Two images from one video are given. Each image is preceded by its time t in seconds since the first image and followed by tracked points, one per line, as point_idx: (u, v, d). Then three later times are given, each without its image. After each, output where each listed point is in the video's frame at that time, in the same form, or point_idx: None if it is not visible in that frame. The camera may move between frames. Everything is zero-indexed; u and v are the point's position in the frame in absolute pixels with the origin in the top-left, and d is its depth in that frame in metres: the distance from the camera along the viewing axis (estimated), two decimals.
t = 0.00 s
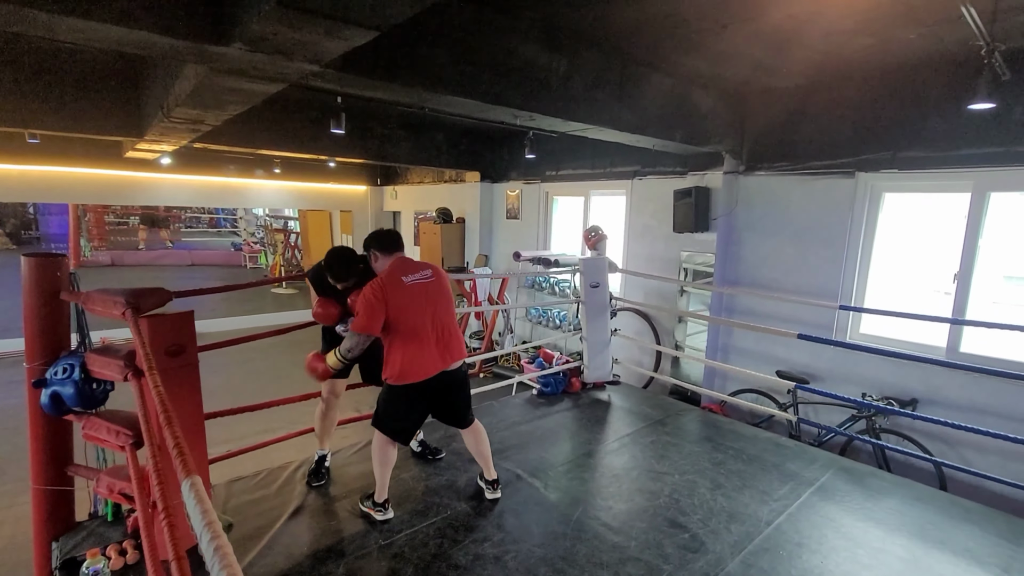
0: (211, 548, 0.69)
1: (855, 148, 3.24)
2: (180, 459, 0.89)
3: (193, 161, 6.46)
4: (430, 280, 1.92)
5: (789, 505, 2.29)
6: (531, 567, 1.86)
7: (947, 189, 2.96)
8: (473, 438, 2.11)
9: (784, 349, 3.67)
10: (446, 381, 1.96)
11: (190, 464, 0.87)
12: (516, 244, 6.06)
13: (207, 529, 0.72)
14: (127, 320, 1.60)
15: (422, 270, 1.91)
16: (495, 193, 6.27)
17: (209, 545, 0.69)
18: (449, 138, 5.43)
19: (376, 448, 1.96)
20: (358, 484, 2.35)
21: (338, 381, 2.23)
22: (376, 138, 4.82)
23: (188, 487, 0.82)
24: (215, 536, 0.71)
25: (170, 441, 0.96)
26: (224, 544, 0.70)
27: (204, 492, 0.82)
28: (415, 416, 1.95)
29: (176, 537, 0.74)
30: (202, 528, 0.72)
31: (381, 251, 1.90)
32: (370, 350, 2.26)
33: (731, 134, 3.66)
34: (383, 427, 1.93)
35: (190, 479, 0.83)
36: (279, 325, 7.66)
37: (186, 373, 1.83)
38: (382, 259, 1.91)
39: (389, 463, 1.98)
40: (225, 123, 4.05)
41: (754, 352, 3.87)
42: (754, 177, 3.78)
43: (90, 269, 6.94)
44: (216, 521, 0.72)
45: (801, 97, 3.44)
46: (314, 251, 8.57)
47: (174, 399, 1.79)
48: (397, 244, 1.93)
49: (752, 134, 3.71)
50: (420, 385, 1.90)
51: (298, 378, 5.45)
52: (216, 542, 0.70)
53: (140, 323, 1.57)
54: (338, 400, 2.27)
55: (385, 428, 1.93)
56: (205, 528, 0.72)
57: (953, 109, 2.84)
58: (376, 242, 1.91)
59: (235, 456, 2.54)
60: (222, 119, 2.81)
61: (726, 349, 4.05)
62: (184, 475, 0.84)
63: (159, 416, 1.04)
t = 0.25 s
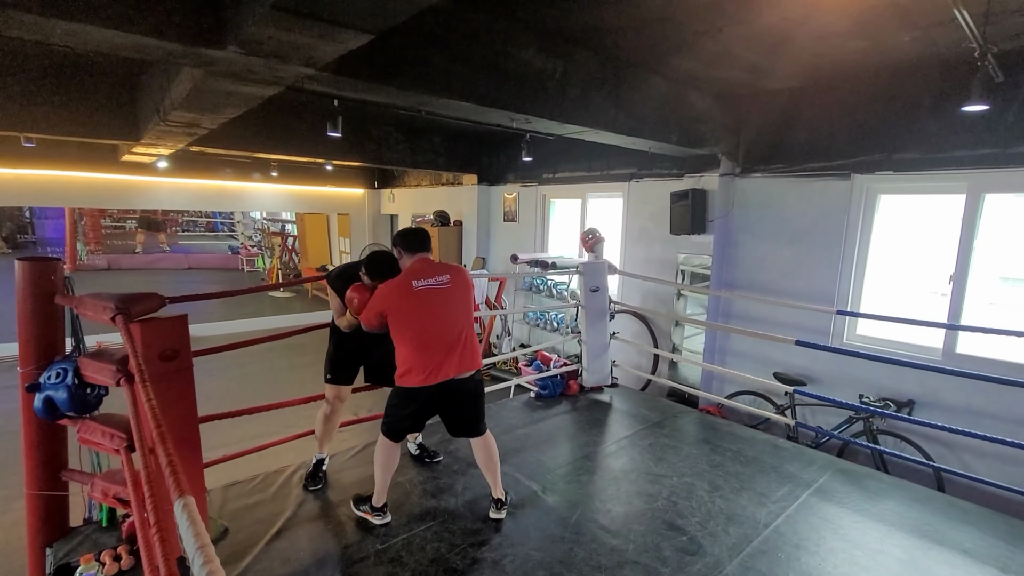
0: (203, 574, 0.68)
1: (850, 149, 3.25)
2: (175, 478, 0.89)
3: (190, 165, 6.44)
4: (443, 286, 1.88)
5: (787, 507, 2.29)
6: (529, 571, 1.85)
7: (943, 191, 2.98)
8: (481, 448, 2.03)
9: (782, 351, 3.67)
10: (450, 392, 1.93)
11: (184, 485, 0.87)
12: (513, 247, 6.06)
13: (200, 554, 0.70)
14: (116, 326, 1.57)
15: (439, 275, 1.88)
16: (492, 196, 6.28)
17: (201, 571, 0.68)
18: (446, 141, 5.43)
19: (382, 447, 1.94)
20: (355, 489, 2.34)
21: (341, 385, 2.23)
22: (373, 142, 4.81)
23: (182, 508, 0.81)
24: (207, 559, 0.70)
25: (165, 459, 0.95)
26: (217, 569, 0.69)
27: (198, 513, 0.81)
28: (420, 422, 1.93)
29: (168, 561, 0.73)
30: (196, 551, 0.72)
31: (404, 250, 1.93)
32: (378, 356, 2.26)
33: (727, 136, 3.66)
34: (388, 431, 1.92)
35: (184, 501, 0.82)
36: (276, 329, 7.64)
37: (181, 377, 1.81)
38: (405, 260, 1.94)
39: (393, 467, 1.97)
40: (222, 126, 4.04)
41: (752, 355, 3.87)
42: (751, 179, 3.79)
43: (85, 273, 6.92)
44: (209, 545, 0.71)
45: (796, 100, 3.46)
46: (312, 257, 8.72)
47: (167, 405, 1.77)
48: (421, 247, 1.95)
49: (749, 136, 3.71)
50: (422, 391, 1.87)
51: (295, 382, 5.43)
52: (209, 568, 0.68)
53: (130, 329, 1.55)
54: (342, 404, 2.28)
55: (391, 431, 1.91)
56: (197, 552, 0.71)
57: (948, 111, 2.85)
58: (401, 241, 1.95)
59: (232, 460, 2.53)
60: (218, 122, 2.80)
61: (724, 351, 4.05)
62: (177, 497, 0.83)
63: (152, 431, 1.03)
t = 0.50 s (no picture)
0: (195, 567, 0.66)
1: (845, 151, 3.26)
2: (166, 476, 0.87)
3: (184, 170, 6.41)
4: (442, 296, 1.81)
5: (785, 509, 2.28)
6: None
7: (937, 192, 2.99)
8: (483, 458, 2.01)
9: (779, 354, 3.68)
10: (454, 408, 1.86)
11: (177, 481, 0.85)
12: (509, 251, 6.05)
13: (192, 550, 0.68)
14: (112, 333, 1.59)
15: (439, 285, 1.82)
16: (488, 200, 6.27)
17: (193, 565, 0.66)
18: (442, 144, 5.43)
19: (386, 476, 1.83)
20: (352, 495, 2.32)
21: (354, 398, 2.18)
22: (369, 146, 4.80)
23: (172, 503, 0.79)
24: (199, 555, 0.68)
25: (157, 457, 0.94)
26: (209, 564, 0.67)
27: (190, 509, 0.79)
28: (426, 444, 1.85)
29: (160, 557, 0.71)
30: (187, 547, 0.70)
31: (421, 256, 1.88)
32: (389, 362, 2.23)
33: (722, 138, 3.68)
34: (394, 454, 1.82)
35: (175, 495, 0.80)
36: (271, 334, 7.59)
37: (173, 384, 1.79)
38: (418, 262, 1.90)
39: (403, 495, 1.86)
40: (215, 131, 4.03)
41: (748, 357, 3.87)
42: (746, 182, 3.80)
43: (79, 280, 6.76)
44: (201, 539, 0.69)
45: (790, 103, 3.48)
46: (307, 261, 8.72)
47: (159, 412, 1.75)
48: (437, 257, 1.89)
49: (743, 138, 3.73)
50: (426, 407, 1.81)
51: (291, 388, 5.39)
52: (201, 562, 0.66)
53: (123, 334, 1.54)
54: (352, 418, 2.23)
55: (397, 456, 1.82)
56: (189, 547, 0.70)
57: (941, 113, 2.86)
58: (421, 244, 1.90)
59: (227, 465, 2.48)
60: (212, 127, 2.78)
61: (721, 354, 4.05)
62: (170, 492, 0.81)
63: (144, 430, 1.02)
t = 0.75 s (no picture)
0: (189, 563, 0.65)
1: (841, 153, 3.27)
2: (161, 473, 0.86)
3: (181, 173, 6.40)
4: (462, 297, 1.90)
5: (785, 510, 2.28)
6: None
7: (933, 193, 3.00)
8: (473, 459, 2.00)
9: (777, 355, 3.68)
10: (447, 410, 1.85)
11: (172, 478, 0.85)
12: (507, 253, 6.05)
13: (187, 544, 0.67)
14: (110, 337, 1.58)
15: (458, 286, 1.90)
16: (486, 202, 6.28)
17: (188, 560, 0.65)
18: (440, 147, 5.43)
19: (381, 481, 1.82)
20: (351, 499, 2.31)
21: (364, 408, 2.16)
22: (366, 149, 4.80)
23: (167, 499, 0.79)
24: (194, 550, 0.67)
25: (152, 454, 0.93)
26: (204, 559, 0.66)
27: (185, 504, 0.78)
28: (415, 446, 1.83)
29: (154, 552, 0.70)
30: (181, 541, 0.69)
31: (425, 249, 1.87)
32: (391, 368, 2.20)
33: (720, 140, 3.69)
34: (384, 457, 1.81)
35: (170, 491, 0.80)
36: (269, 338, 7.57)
37: (171, 389, 1.78)
38: (422, 258, 1.89)
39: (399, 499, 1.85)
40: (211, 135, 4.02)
41: (747, 359, 3.88)
42: (743, 183, 3.81)
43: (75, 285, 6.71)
44: (195, 533, 0.69)
45: (786, 105, 3.49)
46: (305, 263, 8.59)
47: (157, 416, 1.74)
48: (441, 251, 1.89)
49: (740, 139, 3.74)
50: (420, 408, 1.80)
51: (289, 392, 5.37)
52: (195, 558, 0.65)
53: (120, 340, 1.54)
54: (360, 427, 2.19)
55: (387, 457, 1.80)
56: (184, 541, 0.69)
57: (936, 115, 2.88)
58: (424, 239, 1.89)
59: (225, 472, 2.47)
60: (209, 130, 2.78)
61: (719, 355, 4.06)
62: (165, 488, 0.81)
63: (140, 428, 1.01)
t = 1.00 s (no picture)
0: (187, 571, 0.65)
1: (839, 154, 3.28)
2: (159, 479, 0.86)
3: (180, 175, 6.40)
4: (453, 302, 1.83)
5: (785, 512, 2.28)
6: None
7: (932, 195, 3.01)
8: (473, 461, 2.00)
9: (777, 356, 3.68)
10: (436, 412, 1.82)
11: (170, 484, 0.85)
12: (507, 255, 6.05)
13: (185, 553, 0.67)
14: (107, 336, 1.57)
15: (450, 291, 1.84)
16: (486, 203, 6.28)
17: (186, 568, 0.65)
18: (439, 148, 5.43)
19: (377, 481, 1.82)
20: (350, 500, 2.30)
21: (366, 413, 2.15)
22: (366, 150, 4.80)
23: (166, 505, 0.79)
24: (191, 557, 0.67)
25: (151, 459, 0.93)
26: (201, 567, 0.66)
27: (182, 512, 0.78)
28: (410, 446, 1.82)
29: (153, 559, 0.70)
30: (180, 550, 0.69)
31: (447, 258, 1.92)
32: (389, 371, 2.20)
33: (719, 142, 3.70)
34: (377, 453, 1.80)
35: (168, 497, 0.80)
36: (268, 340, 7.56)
37: (169, 390, 1.77)
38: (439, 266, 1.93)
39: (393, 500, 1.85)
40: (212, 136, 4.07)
41: (747, 360, 3.88)
42: (742, 185, 3.81)
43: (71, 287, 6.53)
44: (193, 542, 0.69)
45: (785, 107, 3.50)
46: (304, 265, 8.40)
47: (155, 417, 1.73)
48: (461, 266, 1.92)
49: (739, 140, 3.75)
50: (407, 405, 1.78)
51: (288, 393, 5.36)
52: (193, 565, 0.65)
53: (120, 341, 1.54)
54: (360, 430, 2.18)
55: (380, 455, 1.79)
56: (182, 549, 0.69)
57: (935, 117, 2.88)
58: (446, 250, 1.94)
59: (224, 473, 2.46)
60: (209, 131, 2.76)
61: (719, 357, 4.05)
62: (162, 494, 0.81)
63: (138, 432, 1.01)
